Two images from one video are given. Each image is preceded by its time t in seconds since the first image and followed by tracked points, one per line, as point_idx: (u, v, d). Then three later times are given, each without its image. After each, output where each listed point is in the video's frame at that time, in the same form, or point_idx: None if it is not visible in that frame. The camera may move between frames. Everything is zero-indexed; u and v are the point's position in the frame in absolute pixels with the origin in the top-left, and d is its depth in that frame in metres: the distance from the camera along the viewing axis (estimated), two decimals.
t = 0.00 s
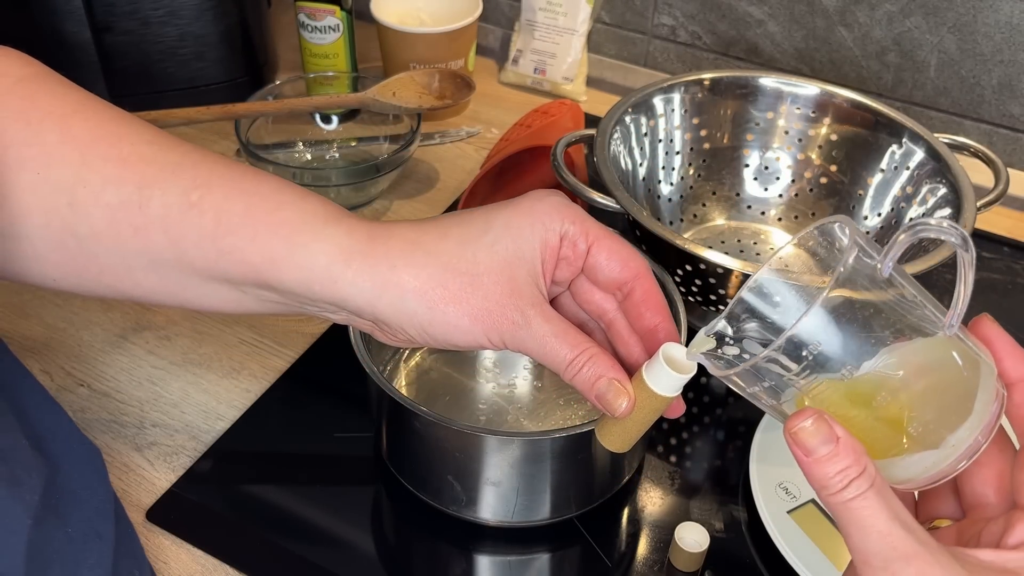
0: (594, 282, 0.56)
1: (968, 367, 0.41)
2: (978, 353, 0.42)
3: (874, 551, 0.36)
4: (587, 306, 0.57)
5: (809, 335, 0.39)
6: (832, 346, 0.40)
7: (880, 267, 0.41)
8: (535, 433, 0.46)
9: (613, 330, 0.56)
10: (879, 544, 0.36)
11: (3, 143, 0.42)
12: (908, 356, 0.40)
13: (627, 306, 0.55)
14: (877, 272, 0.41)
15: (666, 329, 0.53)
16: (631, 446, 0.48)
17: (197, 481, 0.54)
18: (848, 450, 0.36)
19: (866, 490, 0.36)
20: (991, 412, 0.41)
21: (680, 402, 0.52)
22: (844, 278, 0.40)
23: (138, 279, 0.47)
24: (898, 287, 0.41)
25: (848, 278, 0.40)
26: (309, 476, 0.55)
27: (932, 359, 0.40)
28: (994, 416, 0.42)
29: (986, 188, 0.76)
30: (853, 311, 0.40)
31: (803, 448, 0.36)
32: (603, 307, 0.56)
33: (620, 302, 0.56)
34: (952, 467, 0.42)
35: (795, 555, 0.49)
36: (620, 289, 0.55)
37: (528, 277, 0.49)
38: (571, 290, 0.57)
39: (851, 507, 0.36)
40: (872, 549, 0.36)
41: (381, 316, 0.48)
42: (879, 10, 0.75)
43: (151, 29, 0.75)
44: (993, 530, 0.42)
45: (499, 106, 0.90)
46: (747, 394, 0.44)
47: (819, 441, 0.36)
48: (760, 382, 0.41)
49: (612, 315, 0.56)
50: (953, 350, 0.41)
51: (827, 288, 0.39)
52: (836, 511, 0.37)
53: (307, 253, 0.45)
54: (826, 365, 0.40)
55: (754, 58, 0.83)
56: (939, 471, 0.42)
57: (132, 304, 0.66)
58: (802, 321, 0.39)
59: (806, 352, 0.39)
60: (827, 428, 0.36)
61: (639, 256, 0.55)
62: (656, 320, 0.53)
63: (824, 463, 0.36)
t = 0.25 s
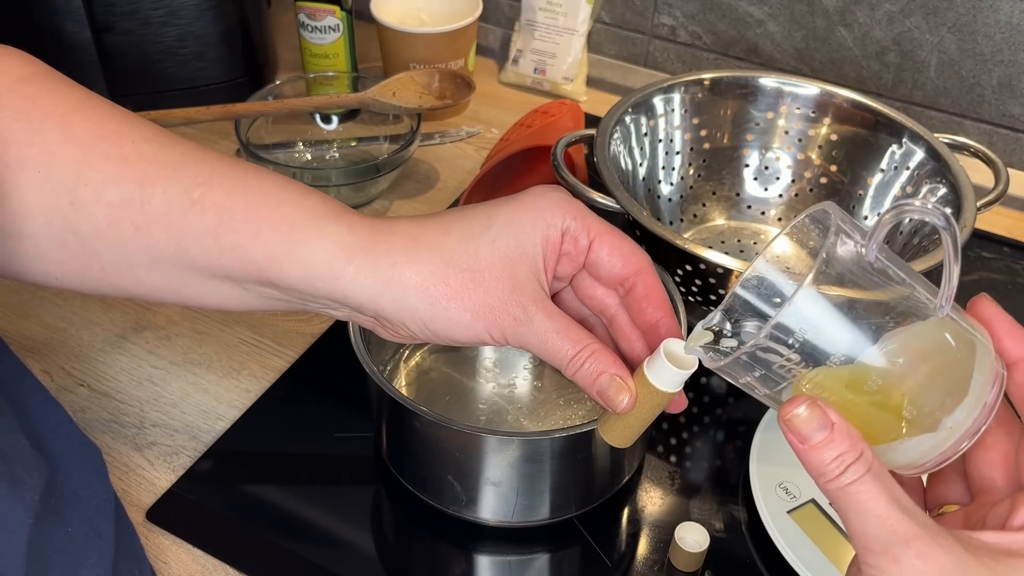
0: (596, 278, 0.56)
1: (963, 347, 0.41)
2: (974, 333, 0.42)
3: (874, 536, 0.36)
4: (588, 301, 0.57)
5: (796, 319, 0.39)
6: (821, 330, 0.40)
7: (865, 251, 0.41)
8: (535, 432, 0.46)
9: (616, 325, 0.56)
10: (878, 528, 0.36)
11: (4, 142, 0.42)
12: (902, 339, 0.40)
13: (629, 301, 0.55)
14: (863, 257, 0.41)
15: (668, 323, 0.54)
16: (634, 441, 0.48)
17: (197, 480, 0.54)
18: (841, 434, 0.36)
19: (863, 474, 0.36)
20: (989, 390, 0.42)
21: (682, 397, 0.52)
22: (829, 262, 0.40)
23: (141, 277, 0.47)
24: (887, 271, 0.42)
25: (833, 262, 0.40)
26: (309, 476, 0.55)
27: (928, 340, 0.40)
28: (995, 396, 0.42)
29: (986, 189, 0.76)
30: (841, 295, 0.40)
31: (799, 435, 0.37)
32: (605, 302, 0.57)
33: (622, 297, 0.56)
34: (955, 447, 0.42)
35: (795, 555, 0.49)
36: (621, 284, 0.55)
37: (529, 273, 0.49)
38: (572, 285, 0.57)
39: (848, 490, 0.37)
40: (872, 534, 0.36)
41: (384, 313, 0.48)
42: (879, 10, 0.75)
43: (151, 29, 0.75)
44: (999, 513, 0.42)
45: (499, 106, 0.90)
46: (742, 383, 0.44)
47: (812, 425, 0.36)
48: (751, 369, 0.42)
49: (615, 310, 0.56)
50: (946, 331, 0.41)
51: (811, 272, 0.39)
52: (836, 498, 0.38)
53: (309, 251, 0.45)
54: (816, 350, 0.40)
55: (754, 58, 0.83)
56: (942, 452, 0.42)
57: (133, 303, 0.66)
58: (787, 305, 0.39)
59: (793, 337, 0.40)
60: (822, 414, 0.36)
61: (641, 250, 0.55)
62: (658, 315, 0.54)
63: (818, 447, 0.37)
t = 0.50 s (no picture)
0: (597, 275, 0.56)
1: (962, 329, 0.41)
2: (974, 314, 0.42)
3: (878, 523, 0.37)
4: (589, 299, 0.58)
5: (789, 305, 0.40)
6: (815, 316, 0.40)
7: (856, 236, 0.41)
8: (535, 432, 0.46)
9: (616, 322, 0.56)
10: (881, 514, 0.36)
11: (4, 142, 0.42)
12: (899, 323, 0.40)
13: (630, 298, 0.55)
14: (856, 242, 0.41)
15: (668, 321, 0.53)
16: (636, 438, 0.48)
17: (196, 480, 0.53)
18: (841, 422, 0.36)
19: (865, 462, 0.37)
20: (992, 372, 0.42)
21: (683, 394, 0.52)
22: (820, 248, 0.40)
23: (141, 276, 0.47)
24: (881, 256, 0.42)
25: (824, 248, 0.40)
26: (308, 477, 0.55)
27: (925, 323, 0.40)
28: (999, 377, 0.42)
29: (986, 188, 0.76)
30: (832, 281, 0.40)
31: (799, 424, 0.37)
32: (606, 299, 0.57)
33: (623, 294, 0.56)
34: (960, 431, 0.42)
35: (795, 555, 0.49)
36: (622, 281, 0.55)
37: (529, 271, 0.49)
38: (573, 282, 0.58)
39: (850, 478, 0.37)
40: (875, 520, 0.37)
41: (384, 311, 0.48)
42: (879, 11, 0.75)
43: (151, 29, 0.75)
44: (1010, 496, 0.43)
45: (499, 106, 0.90)
46: (742, 374, 0.45)
47: (811, 414, 0.36)
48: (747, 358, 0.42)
49: (616, 307, 0.56)
50: (943, 314, 0.41)
51: (801, 257, 0.40)
52: (838, 486, 0.38)
53: (309, 249, 0.45)
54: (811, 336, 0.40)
55: (754, 58, 0.83)
56: (950, 436, 0.42)
57: (132, 303, 0.66)
58: (778, 291, 0.39)
59: (786, 325, 0.40)
60: (821, 402, 0.37)
61: (642, 248, 0.54)
62: (658, 313, 0.53)
63: (819, 435, 0.37)
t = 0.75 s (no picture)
0: (601, 272, 0.56)
1: (960, 318, 0.42)
2: (973, 303, 0.43)
3: (881, 515, 0.37)
4: (593, 296, 0.58)
5: (779, 302, 0.40)
6: (807, 312, 0.40)
7: (845, 229, 0.42)
8: (535, 432, 0.46)
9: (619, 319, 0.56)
10: (884, 506, 0.36)
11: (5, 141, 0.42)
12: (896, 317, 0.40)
13: (633, 295, 0.55)
14: (845, 236, 0.42)
15: (671, 317, 0.53)
16: (641, 435, 0.47)
17: (196, 480, 0.53)
18: (839, 415, 0.37)
19: (866, 455, 0.37)
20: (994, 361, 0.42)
21: (687, 390, 0.51)
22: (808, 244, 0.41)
23: (142, 275, 0.47)
24: (871, 248, 0.42)
25: (811, 244, 0.41)
26: (307, 477, 0.55)
27: (924, 314, 0.41)
28: (1000, 365, 0.43)
29: (986, 189, 0.76)
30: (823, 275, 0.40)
31: (798, 419, 0.37)
32: (610, 296, 0.57)
33: (626, 291, 0.56)
34: (966, 422, 0.42)
35: (795, 555, 0.49)
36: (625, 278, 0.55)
37: (532, 269, 0.49)
38: (577, 280, 0.58)
39: (851, 472, 0.37)
40: (878, 514, 0.37)
41: (386, 309, 0.48)
42: (879, 11, 0.75)
43: (151, 29, 0.75)
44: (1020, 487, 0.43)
45: (499, 106, 0.90)
46: (740, 372, 0.45)
47: (808, 408, 0.37)
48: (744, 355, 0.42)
49: (620, 304, 0.56)
50: (939, 304, 0.42)
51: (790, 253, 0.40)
52: (842, 482, 0.38)
53: (310, 248, 0.45)
54: (804, 332, 0.40)
55: (754, 58, 0.83)
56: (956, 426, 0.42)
57: (133, 303, 0.66)
58: (768, 288, 0.39)
59: (777, 321, 0.40)
60: (819, 397, 0.37)
61: (646, 244, 0.54)
62: (661, 309, 0.53)
63: (818, 430, 0.37)
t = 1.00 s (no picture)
0: (602, 272, 0.56)
1: (955, 301, 0.42)
2: (967, 287, 0.43)
3: (880, 502, 0.36)
4: (594, 296, 0.58)
5: (770, 291, 0.40)
6: (798, 300, 0.40)
7: (834, 216, 0.42)
8: (535, 432, 0.46)
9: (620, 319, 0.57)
10: (883, 493, 0.36)
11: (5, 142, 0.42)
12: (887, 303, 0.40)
13: (634, 296, 0.55)
14: (834, 223, 0.42)
15: (673, 317, 0.53)
16: (643, 436, 0.47)
17: (196, 481, 0.54)
18: (834, 403, 0.37)
19: (864, 442, 0.37)
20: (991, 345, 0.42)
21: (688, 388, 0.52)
22: (796, 233, 0.41)
23: (143, 275, 0.47)
24: (862, 235, 0.43)
25: (800, 232, 0.41)
26: (307, 477, 0.55)
27: (917, 297, 0.41)
28: (1000, 346, 0.42)
29: (986, 189, 0.76)
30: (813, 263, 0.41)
31: (793, 408, 0.38)
32: (611, 296, 0.57)
33: (627, 291, 0.56)
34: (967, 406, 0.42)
35: (795, 555, 0.49)
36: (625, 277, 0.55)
37: (533, 270, 0.49)
38: (578, 280, 0.58)
39: (849, 459, 0.37)
40: (878, 500, 0.36)
41: (387, 309, 0.48)
42: (879, 11, 0.75)
43: (151, 29, 0.75)
44: None
45: (500, 106, 0.90)
46: (736, 365, 0.45)
47: (802, 395, 0.38)
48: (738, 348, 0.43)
49: (621, 304, 0.56)
50: (931, 287, 0.42)
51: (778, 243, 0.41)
52: (843, 472, 0.38)
53: (311, 248, 0.46)
54: (796, 322, 0.40)
55: (754, 58, 0.83)
56: (957, 410, 0.42)
57: (133, 304, 0.66)
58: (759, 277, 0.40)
59: (769, 312, 0.40)
60: (813, 385, 0.38)
61: (647, 244, 0.54)
62: (662, 309, 0.53)
63: (813, 418, 0.38)
